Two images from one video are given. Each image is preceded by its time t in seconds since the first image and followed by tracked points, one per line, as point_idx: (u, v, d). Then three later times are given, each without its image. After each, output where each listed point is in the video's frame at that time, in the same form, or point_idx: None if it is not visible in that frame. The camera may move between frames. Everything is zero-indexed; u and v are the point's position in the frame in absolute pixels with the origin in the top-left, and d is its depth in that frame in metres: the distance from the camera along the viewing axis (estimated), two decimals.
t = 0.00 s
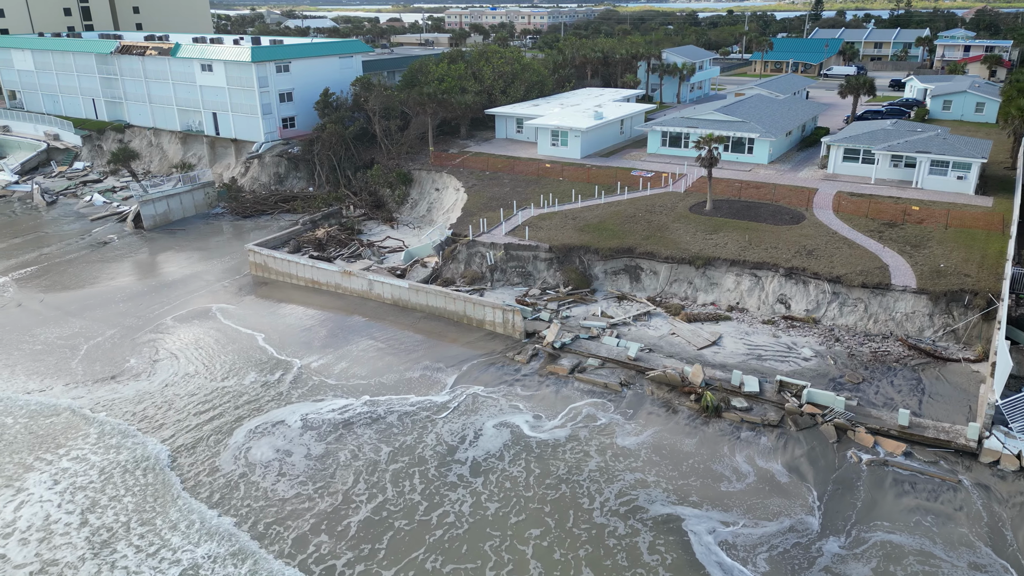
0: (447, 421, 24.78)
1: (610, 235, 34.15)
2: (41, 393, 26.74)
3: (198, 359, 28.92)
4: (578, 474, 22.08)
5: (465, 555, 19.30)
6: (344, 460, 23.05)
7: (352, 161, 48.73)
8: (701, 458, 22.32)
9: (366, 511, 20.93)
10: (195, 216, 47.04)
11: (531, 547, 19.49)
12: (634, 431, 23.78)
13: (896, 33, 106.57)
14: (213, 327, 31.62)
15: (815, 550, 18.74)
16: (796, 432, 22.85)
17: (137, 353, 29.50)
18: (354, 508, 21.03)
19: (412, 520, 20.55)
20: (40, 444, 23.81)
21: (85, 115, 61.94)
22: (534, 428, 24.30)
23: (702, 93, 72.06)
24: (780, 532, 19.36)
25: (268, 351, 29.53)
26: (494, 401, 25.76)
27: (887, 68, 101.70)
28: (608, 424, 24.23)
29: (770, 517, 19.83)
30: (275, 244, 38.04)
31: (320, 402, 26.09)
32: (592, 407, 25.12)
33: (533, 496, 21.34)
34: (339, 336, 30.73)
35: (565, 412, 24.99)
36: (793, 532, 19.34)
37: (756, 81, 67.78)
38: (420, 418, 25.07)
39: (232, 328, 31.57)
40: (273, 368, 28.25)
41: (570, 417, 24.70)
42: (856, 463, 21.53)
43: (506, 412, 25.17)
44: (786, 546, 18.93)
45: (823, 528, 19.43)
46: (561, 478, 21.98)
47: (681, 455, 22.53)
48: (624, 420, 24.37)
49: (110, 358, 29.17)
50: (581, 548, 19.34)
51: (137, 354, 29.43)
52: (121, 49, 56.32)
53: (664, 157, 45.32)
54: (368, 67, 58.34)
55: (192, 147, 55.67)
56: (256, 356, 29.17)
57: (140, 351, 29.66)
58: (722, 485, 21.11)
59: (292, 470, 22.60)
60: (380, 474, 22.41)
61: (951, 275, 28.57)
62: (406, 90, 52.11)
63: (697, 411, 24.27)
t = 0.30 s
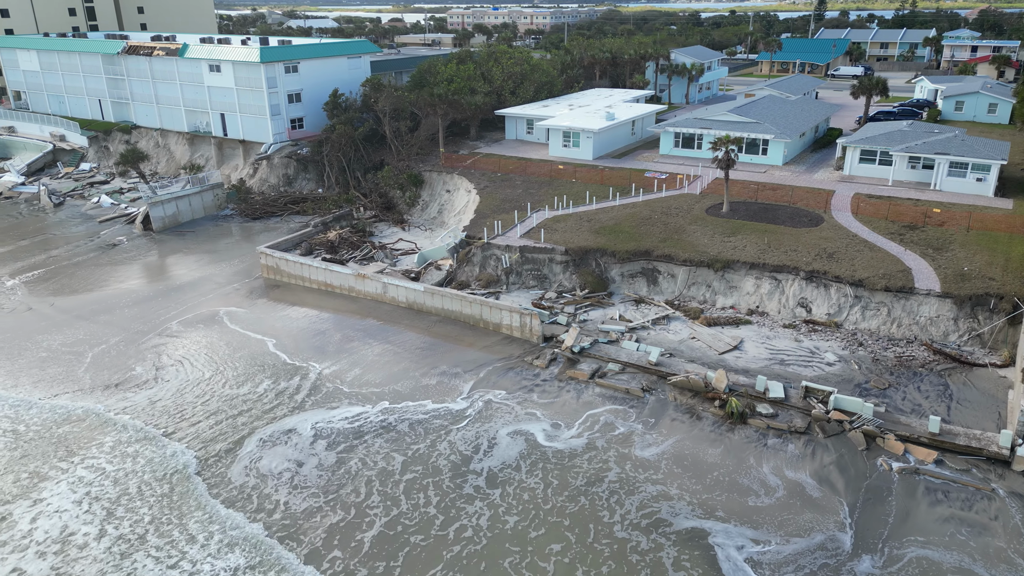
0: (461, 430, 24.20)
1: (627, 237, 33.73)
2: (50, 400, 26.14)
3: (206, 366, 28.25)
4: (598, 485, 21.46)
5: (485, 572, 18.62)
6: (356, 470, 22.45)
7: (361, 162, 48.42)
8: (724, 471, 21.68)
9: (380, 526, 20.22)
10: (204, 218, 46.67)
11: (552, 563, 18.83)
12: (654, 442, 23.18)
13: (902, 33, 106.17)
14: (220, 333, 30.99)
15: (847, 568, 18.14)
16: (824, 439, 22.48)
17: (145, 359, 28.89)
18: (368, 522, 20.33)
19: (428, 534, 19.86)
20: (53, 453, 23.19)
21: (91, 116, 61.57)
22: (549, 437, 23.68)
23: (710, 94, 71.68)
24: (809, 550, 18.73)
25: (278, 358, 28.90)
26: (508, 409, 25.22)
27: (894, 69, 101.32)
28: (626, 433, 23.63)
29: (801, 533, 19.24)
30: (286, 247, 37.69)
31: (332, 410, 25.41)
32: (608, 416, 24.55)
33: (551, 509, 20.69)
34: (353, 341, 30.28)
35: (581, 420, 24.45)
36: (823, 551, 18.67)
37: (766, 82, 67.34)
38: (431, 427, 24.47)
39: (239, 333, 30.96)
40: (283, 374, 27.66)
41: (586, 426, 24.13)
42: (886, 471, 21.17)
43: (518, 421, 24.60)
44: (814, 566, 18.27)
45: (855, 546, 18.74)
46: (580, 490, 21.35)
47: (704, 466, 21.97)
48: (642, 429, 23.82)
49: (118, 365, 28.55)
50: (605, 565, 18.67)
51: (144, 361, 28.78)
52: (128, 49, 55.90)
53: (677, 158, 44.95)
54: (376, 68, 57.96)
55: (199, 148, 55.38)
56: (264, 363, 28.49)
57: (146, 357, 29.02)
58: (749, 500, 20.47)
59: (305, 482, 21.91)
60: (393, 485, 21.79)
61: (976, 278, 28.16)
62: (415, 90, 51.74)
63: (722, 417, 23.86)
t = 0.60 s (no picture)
0: (472, 440, 23.62)
1: (642, 240, 33.32)
2: (61, 408, 25.65)
3: (214, 374, 27.70)
4: (617, 498, 20.89)
5: None
6: (367, 482, 21.91)
7: (370, 163, 48.05)
8: (749, 484, 21.10)
9: (393, 542, 19.61)
10: (213, 220, 46.28)
11: None
12: (675, 453, 22.62)
13: (908, 33, 105.82)
14: (228, 339, 30.45)
15: None
16: (852, 447, 22.08)
17: (152, 366, 28.37)
18: (380, 538, 19.73)
19: (443, 551, 19.24)
20: (68, 462, 22.73)
21: (97, 117, 61.16)
22: (564, 447, 23.13)
23: (718, 94, 71.30)
24: (841, 569, 18.11)
25: (288, 365, 28.36)
26: (524, 417, 24.72)
27: (900, 70, 100.97)
28: (645, 444, 23.07)
29: (834, 551, 18.62)
30: (297, 249, 37.32)
31: (343, 420, 24.79)
32: (626, 424, 24.04)
33: (570, 523, 20.10)
34: (366, 345, 29.83)
35: (599, 428, 23.93)
36: (854, 570, 18.06)
37: (775, 82, 66.95)
38: (443, 436, 23.94)
39: (247, 340, 30.41)
40: (296, 380, 27.21)
41: (603, 435, 23.61)
42: (917, 480, 20.77)
43: (532, 429, 24.09)
44: None
45: (887, 564, 18.17)
46: (598, 503, 20.77)
47: (728, 477, 21.45)
48: (662, 439, 23.30)
49: (126, 372, 28.04)
50: None
51: (152, 368, 28.25)
52: (134, 50, 55.50)
53: (690, 159, 44.57)
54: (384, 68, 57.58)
55: (206, 149, 55.04)
56: (273, 370, 27.92)
57: (153, 364, 28.49)
58: (777, 517, 19.84)
59: (319, 496, 21.32)
60: (407, 498, 21.22)
61: (1000, 282, 27.71)
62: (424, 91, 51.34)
63: (747, 424, 23.43)
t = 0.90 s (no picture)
0: (482, 451, 23.01)
1: (658, 242, 32.89)
2: (69, 416, 25.14)
3: (224, 381, 27.15)
4: (636, 512, 20.28)
5: None
6: (376, 494, 21.33)
7: (379, 164, 47.61)
8: (774, 498, 20.49)
9: (406, 559, 18.98)
10: (220, 222, 45.85)
11: None
12: (695, 466, 21.96)
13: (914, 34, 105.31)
14: (232, 346, 29.85)
15: None
16: (881, 455, 21.65)
17: (160, 373, 27.80)
18: (392, 555, 19.10)
19: (458, 569, 18.61)
20: (80, 471, 22.26)
21: (102, 117, 60.76)
22: (579, 458, 22.53)
23: (726, 94, 70.84)
24: None
25: (295, 372, 27.78)
26: (538, 425, 24.15)
27: (906, 70, 100.63)
28: (663, 455, 22.43)
29: (867, 570, 18.02)
30: (307, 252, 36.91)
31: (354, 431, 24.17)
32: (643, 434, 23.44)
33: (588, 539, 19.49)
34: (379, 350, 29.34)
35: (615, 438, 23.37)
36: None
37: (784, 82, 66.50)
38: (453, 446, 23.34)
39: (254, 346, 29.83)
40: (308, 387, 26.71)
41: (620, 445, 22.99)
42: (949, 490, 20.32)
43: (546, 439, 23.52)
44: None
45: None
46: (616, 517, 20.16)
47: (752, 489, 20.89)
48: (681, 449, 22.68)
49: (130, 379, 27.45)
50: None
51: (156, 375, 27.63)
52: (139, 50, 55.06)
53: (702, 161, 44.18)
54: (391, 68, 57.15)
55: (213, 150, 54.64)
56: (281, 377, 27.34)
57: (159, 371, 27.93)
58: (805, 534, 19.20)
59: (329, 509, 20.75)
60: (418, 511, 20.62)
61: None
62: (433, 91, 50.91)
63: (772, 432, 23.00)
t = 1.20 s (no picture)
0: (491, 464, 22.37)
1: (674, 245, 32.41)
2: (76, 425, 24.58)
3: (232, 389, 26.54)
4: (654, 529, 19.63)
5: None
6: (383, 510, 20.69)
7: (386, 166, 47.14)
8: (799, 514, 19.84)
9: None
10: (227, 224, 45.38)
11: None
12: (715, 481, 21.24)
13: (920, 34, 104.93)
14: (235, 354, 29.19)
15: None
16: (910, 465, 21.19)
17: (166, 380, 27.21)
18: None
19: None
20: (92, 482, 21.73)
21: (107, 118, 60.28)
22: (593, 471, 21.91)
23: (734, 95, 70.39)
24: None
25: (302, 380, 27.16)
26: (552, 436, 23.55)
27: (912, 70, 100.30)
28: (680, 470, 21.71)
29: None
30: (317, 255, 36.45)
31: (364, 443, 23.50)
32: (660, 446, 22.80)
33: (605, 558, 18.83)
34: (391, 357, 28.80)
35: (631, 449, 22.75)
36: None
37: (793, 82, 66.06)
38: (463, 458, 22.69)
39: (259, 353, 29.22)
40: (319, 395, 26.18)
41: (636, 458, 22.33)
42: (982, 502, 19.82)
43: (558, 450, 22.91)
44: None
45: None
46: (634, 534, 19.51)
47: (777, 503, 20.31)
48: (701, 462, 22.01)
49: (134, 387, 26.86)
50: None
51: (159, 384, 27.00)
52: (144, 50, 54.56)
53: (715, 162, 43.74)
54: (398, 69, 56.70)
55: (218, 151, 54.18)
56: (289, 386, 26.71)
57: (165, 378, 27.34)
58: (835, 553, 18.55)
59: (338, 527, 20.09)
60: (429, 528, 19.97)
61: None
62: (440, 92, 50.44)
63: (796, 440, 22.52)
